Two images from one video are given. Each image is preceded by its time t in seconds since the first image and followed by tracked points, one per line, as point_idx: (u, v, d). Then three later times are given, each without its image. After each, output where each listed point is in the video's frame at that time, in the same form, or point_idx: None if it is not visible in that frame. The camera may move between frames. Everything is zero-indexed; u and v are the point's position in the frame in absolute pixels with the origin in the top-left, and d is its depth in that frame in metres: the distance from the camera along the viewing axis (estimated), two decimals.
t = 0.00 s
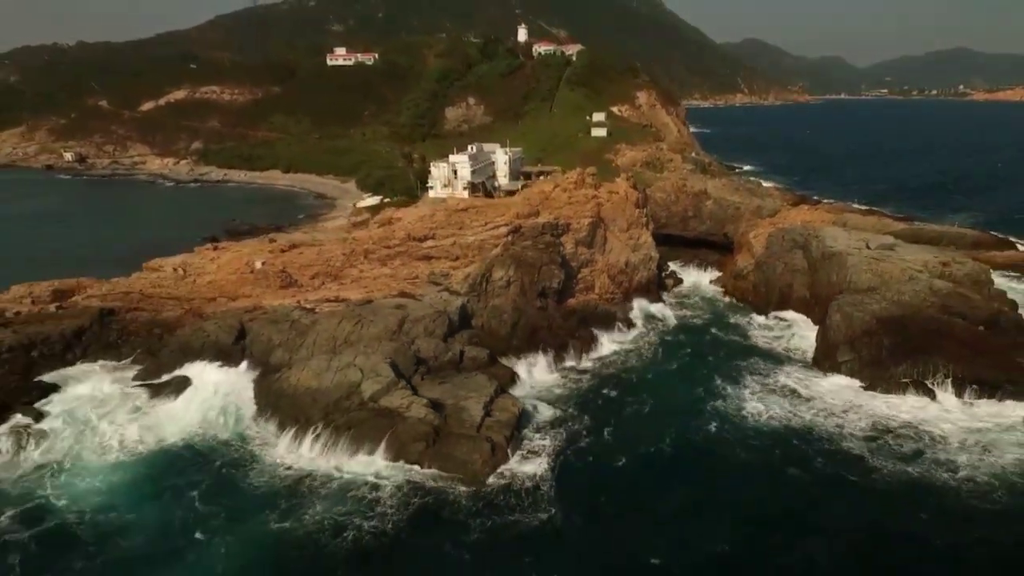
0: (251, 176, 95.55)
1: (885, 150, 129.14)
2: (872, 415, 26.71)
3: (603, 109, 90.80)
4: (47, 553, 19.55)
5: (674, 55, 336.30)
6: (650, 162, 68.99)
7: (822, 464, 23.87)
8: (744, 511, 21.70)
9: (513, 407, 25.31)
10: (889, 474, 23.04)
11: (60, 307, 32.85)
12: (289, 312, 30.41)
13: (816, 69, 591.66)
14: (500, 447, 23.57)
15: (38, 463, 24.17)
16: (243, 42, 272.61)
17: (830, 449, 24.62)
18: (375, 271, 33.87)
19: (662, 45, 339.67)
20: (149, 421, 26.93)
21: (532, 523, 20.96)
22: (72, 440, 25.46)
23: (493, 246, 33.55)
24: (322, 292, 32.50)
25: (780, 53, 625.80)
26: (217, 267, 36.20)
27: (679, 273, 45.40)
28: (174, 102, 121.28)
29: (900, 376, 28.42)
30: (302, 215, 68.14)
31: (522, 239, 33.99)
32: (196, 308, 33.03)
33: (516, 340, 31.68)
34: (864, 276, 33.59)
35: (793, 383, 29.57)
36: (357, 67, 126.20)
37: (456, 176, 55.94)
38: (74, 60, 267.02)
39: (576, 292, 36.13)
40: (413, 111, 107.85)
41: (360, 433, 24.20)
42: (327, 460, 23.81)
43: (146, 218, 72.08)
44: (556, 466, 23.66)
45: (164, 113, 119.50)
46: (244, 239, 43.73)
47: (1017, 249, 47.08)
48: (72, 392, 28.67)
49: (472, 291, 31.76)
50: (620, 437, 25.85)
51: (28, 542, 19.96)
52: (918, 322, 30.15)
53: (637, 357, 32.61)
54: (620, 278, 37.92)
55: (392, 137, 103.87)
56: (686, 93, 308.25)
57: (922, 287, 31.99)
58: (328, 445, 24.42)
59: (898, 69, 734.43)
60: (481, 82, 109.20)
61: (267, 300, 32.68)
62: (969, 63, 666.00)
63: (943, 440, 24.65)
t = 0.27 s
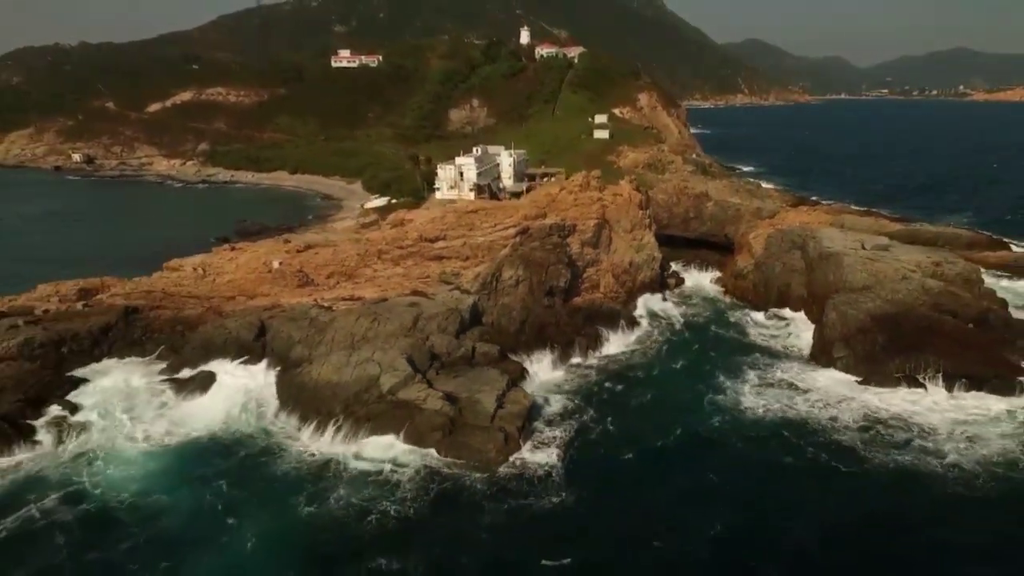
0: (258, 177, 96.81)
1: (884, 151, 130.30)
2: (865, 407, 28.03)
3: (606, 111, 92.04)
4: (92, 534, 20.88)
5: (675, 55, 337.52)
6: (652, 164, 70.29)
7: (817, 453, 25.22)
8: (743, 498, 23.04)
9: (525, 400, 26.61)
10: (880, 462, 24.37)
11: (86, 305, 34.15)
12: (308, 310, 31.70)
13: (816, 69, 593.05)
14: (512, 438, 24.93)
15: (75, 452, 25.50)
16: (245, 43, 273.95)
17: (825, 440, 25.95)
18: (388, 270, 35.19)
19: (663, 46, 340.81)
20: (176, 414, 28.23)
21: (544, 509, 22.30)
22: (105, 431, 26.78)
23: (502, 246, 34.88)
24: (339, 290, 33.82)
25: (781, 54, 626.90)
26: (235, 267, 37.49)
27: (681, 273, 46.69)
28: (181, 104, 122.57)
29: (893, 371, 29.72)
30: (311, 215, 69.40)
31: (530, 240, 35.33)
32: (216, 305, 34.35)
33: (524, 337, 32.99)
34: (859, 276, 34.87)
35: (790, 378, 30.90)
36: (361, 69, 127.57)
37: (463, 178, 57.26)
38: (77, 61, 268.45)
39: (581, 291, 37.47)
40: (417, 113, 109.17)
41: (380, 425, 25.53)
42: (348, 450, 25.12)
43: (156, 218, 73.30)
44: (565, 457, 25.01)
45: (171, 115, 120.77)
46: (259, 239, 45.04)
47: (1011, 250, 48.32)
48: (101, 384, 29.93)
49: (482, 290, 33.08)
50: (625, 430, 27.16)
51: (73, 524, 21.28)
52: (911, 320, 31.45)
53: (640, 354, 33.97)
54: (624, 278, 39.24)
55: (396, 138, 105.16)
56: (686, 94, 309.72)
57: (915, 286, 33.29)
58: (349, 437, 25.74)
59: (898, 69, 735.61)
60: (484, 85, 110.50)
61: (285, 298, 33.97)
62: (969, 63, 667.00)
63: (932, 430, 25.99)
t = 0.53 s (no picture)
0: (265, 178, 98.07)
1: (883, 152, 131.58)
2: (859, 401, 29.32)
3: (608, 113, 93.30)
4: (132, 519, 22.22)
5: (675, 55, 338.86)
6: (654, 166, 71.56)
7: (813, 444, 26.52)
8: (742, 486, 24.36)
9: (535, 393, 27.92)
10: (870, 453, 25.67)
11: (110, 303, 35.48)
12: (325, 308, 32.93)
13: (816, 69, 594.13)
14: (523, 429, 26.26)
15: (108, 443, 26.86)
16: (248, 44, 275.40)
17: (821, 433, 27.26)
18: (401, 270, 36.48)
19: (663, 46, 342.07)
20: (201, 407, 29.54)
21: (554, 496, 23.61)
22: (135, 423, 28.10)
23: (510, 247, 36.20)
24: (354, 289, 35.14)
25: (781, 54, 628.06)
26: (253, 267, 38.80)
27: (684, 273, 47.91)
28: (187, 106, 123.91)
29: (886, 366, 31.03)
30: (320, 216, 70.65)
31: (538, 241, 36.67)
32: (236, 303, 35.67)
33: (532, 334, 34.40)
34: (855, 275, 36.16)
35: (788, 373, 32.20)
36: (366, 71, 128.89)
37: (469, 180, 58.58)
38: (82, 61, 270.20)
39: (588, 290, 38.72)
40: (422, 114, 110.44)
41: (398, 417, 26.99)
42: (367, 441, 26.42)
43: (167, 219, 74.56)
44: (573, 448, 26.35)
45: (178, 117, 122.07)
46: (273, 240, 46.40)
47: (1004, 250, 49.58)
48: (128, 379, 31.25)
49: (492, 289, 34.39)
50: (631, 422, 28.49)
51: (114, 510, 22.64)
52: (904, 318, 32.75)
53: (644, 351, 35.29)
54: (628, 277, 40.54)
55: (401, 140, 106.45)
56: (687, 95, 311.21)
57: (909, 285, 34.53)
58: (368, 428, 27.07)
59: (898, 69, 736.48)
60: (488, 86, 111.75)
61: (302, 297, 35.22)
62: (969, 63, 668.00)
63: (922, 422, 27.30)
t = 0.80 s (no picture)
0: (272, 180, 99.47)
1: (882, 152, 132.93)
2: (853, 394, 30.69)
3: (610, 115, 94.64)
4: (167, 504, 23.63)
5: (676, 55, 340.34)
6: (655, 167, 72.92)
7: (808, 436, 27.91)
8: (741, 475, 25.73)
9: (544, 387, 29.28)
10: (862, 444, 27.07)
11: (133, 302, 36.88)
12: (341, 307, 34.34)
13: (816, 69, 595.44)
14: (533, 421, 27.63)
15: (137, 432, 28.21)
16: (251, 45, 276.97)
17: (816, 425, 28.64)
18: (413, 270, 37.87)
19: (664, 46, 343.49)
20: (224, 399, 30.88)
21: (563, 484, 24.97)
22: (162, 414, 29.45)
23: (519, 248, 37.61)
24: (368, 287, 36.51)
25: (781, 54, 629.61)
26: (269, 267, 40.18)
27: (685, 273, 49.28)
28: (194, 108, 125.42)
29: (879, 362, 32.42)
30: (327, 217, 72.07)
31: (544, 241, 38.10)
32: (254, 301, 37.04)
33: (540, 332, 35.82)
34: (850, 275, 37.50)
35: (786, 368, 33.57)
36: (370, 73, 130.29)
37: (475, 182, 59.98)
38: (86, 62, 272.23)
39: (593, 289, 40.11)
40: (426, 116, 111.85)
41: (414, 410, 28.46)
42: (384, 432, 27.80)
43: (177, 219, 75.96)
44: (580, 439, 27.76)
45: (184, 119, 123.58)
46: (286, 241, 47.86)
47: (997, 250, 50.88)
48: (153, 374, 32.68)
49: (501, 288, 35.78)
50: (635, 415, 29.90)
51: (150, 496, 24.03)
52: (897, 316, 34.12)
53: (647, 348, 36.65)
54: (631, 276, 41.78)
55: (405, 141, 107.86)
56: (687, 95, 312.69)
57: (902, 284, 35.86)
58: (385, 421, 28.48)
59: (899, 69, 737.73)
60: (491, 88, 113.10)
61: (317, 296, 36.55)
62: (969, 63, 669.16)
63: (913, 415, 28.65)
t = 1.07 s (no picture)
0: (279, 180, 100.70)
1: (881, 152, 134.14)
2: (848, 388, 31.94)
3: (612, 117, 95.84)
4: (196, 491, 24.96)
5: (677, 55, 341.55)
6: (657, 168, 74.18)
7: (804, 428, 29.21)
8: (740, 463, 27.04)
9: (550, 382, 30.49)
10: (856, 435, 28.36)
11: (152, 301, 38.18)
12: (354, 305, 35.69)
13: (817, 69, 596.45)
14: (540, 414, 28.95)
15: (161, 424, 29.49)
16: (254, 46, 278.29)
17: (812, 417, 29.92)
18: (423, 269, 39.16)
19: (665, 47, 344.60)
20: (242, 392, 32.14)
21: (570, 473, 26.29)
22: (184, 408, 30.72)
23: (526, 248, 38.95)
24: (379, 286, 37.79)
25: (782, 54, 630.94)
26: (283, 266, 41.55)
27: (685, 272, 50.57)
28: (200, 109, 126.75)
29: (873, 359, 33.70)
30: (335, 218, 73.31)
31: (550, 242, 39.46)
32: (269, 300, 38.32)
33: (547, 329, 37.10)
34: (847, 274, 38.71)
35: (784, 364, 34.83)
36: (374, 75, 131.50)
37: (481, 183, 61.29)
38: (91, 64, 274.20)
39: (597, 288, 41.41)
40: (430, 117, 113.09)
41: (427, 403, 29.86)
42: (398, 424, 29.09)
43: (186, 220, 77.23)
44: (586, 430, 29.10)
45: (190, 120, 124.91)
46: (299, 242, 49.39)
47: (992, 250, 52.04)
48: (174, 370, 33.94)
49: (509, 287, 37.02)
50: (639, 409, 31.17)
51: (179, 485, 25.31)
52: (891, 314, 35.38)
53: (650, 344, 37.88)
54: (634, 277, 42.43)
55: (410, 143, 109.14)
56: (688, 96, 314.00)
57: (897, 284, 37.06)
58: (399, 414, 29.80)
59: (899, 69, 738.43)
60: (494, 90, 114.29)
61: (329, 295, 37.66)
62: (970, 62, 669.87)
63: (905, 408, 29.91)
